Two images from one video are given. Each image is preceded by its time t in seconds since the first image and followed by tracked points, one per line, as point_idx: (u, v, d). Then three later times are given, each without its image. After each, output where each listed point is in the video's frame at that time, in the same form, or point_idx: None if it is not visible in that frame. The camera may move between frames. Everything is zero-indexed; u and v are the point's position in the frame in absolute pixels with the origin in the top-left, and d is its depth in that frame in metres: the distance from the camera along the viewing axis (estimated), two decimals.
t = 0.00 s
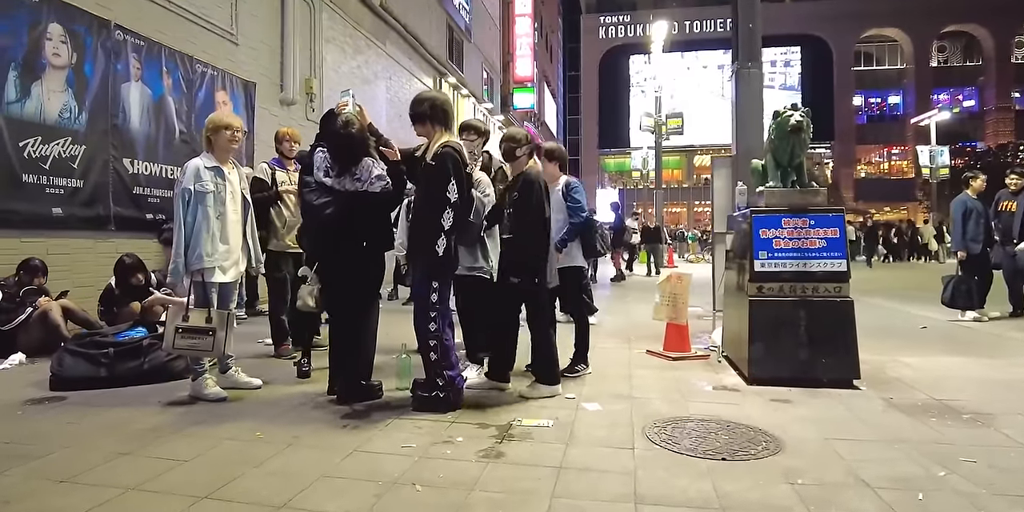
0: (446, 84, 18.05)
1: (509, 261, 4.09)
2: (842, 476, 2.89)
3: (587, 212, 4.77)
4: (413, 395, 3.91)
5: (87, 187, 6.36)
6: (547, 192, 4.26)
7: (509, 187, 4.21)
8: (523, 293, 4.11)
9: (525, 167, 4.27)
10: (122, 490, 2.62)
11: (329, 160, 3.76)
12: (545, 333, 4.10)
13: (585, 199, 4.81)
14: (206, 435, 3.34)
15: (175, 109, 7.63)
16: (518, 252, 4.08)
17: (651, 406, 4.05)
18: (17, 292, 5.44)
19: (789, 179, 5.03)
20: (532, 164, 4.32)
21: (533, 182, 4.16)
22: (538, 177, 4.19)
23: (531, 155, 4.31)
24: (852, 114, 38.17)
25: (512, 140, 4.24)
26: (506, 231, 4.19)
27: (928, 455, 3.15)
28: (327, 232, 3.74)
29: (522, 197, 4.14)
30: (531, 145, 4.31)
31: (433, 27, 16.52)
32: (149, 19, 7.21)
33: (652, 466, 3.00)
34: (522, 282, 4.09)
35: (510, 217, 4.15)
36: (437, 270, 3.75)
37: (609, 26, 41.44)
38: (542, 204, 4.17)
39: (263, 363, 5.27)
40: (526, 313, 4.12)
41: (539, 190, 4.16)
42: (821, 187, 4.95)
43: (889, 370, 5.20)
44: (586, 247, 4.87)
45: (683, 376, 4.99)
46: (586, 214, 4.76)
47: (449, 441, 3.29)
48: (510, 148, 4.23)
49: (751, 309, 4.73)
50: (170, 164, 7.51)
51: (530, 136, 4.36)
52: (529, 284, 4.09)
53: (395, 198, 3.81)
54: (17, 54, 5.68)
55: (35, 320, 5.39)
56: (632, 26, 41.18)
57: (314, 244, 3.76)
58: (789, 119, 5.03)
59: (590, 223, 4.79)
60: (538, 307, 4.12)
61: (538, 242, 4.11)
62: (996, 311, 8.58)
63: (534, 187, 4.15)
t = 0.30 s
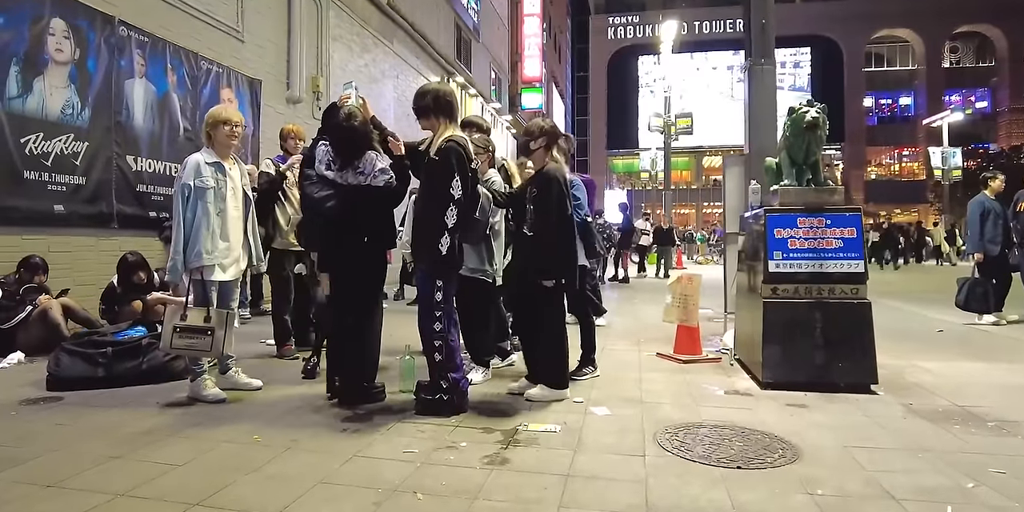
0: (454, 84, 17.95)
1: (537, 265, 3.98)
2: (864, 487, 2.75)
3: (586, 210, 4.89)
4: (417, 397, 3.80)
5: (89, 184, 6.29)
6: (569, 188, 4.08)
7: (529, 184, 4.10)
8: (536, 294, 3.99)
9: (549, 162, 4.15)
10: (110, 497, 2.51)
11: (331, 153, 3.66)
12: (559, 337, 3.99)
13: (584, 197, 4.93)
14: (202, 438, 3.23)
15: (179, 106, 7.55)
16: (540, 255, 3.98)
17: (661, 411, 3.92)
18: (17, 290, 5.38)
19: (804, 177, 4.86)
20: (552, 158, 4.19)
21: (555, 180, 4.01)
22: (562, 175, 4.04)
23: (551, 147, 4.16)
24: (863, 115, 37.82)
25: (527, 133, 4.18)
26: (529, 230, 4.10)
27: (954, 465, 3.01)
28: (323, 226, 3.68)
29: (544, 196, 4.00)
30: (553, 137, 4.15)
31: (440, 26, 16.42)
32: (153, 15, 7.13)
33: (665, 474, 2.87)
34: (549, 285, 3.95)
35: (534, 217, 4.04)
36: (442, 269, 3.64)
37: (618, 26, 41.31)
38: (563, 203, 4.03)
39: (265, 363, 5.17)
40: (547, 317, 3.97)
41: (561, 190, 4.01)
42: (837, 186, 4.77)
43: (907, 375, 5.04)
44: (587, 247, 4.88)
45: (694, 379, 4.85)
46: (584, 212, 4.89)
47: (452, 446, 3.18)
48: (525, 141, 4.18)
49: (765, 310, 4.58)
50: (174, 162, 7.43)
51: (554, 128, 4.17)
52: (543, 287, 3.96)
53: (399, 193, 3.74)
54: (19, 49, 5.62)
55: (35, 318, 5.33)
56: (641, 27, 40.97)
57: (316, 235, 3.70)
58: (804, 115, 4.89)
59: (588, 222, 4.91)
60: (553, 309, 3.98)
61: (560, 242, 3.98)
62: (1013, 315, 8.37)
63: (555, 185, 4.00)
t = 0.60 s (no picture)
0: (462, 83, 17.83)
1: (545, 266, 3.82)
2: (893, 506, 2.60)
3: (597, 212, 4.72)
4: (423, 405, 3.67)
5: (92, 183, 6.20)
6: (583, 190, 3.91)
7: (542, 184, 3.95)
8: (549, 296, 3.85)
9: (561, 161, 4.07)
10: None
11: (332, 151, 3.53)
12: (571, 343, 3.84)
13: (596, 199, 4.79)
14: (198, 448, 3.12)
15: (184, 104, 7.46)
16: (547, 256, 3.84)
17: (677, 420, 3.77)
18: (18, 291, 5.31)
19: (823, 178, 4.71)
20: (565, 157, 4.06)
21: (567, 180, 3.85)
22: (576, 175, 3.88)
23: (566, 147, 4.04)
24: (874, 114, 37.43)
25: (542, 132, 4.05)
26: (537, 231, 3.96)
27: (988, 482, 2.85)
28: (318, 224, 3.49)
29: (554, 197, 3.84)
30: (568, 136, 4.01)
31: (448, 25, 16.29)
32: (157, 11, 7.03)
33: (681, 489, 2.73)
34: (549, 287, 3.82)
35: (545, 218, 3.88)
36: (450, 270, 3.50)
37: (626, 25, 41.10)
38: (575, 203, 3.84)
39: (268, 367, 5.05)
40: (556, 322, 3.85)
41: (573, 190, 3.83)
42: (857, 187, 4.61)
43: (929, 382, 4.87)
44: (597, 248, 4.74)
45: (709, 386, 4.70)
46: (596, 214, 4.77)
47: (459, 458, 3.05)
48: (540, 140, 4.05)
49: (783, 315, 4.42)
50: (178, 161, 7.34)
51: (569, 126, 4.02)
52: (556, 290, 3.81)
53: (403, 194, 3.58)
54: (20, 46, 5.54)
55: (36, 320, 5.23)
56: (650, 26, 40.72)
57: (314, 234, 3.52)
58: (824, 113, 4.73)
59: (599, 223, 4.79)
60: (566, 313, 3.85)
61: (571, 242, 3.84)
62: None
63: (567, 185, 3.83)
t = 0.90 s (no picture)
0: (469, 83, 17.75)
1: (544, 267, 3.74)
2: None
3: (604, 212, 4.67)
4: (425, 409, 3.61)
5: (95, 183, 6.17)
6: (579, 189, 3.81)
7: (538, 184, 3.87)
8: (554, 297, 3.77)
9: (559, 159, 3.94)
10: None
11: (325, 149, 3.41)
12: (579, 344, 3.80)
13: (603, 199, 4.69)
14: (196, 453, 3.06)
15: (188, 104, 7.42)
16: (546, 257, 3.76)
17: (685, 426, 3.68)
18: (20, 292, 5.29)
19: (835, 177, 4.61)
20: (562, 157, 3.98)
21: (562, 177, 3.76)
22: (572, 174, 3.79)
23: (562, 147, 3.97)
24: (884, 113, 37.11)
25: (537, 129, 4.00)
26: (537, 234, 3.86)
27: (1009, 491, 2.75)
28: (312, 223, 3.41)
29: (550, 198, 3.75)
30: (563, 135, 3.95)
31: (454, 24, 16.21)
32: (161, 10, 6.99)
33: (690, 498, 2.65)
34: (551, 289, 3.76)
35: (542, 220, 3.80)
36: (451, 271, 3.43)
37: (633, 25, 40.94)
38: (573, 201, 3.74)
39: (271, 369, 5.00)
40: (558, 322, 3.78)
41: (569, 188, 3.75)
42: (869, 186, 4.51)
43: (944, 386, 4.76)
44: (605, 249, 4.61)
45: (718, 390, 4.61)
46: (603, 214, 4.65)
47: (462, 464, 2.97)
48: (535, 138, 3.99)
49: (793, 317, 4.33)
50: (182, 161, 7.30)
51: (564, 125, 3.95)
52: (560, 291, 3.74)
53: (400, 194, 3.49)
54: (22, 45, 5.50)
55: (38, 321, 5.20)
56: (657, 25, 40.56)
57: (309, 233, 3.44)
58: (836, 111, 4.61)
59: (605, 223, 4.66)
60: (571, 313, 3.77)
61: (569, 243, 3.74)
62: None
63: (561, 184, 3.74)
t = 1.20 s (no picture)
0: (480, 84, 17.64)
1: (532, 267, 3.67)
2: None
3: (610, 213, 4.37)
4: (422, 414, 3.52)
5: (100, 185, 6.16)
6: (559, 185, 3.72)
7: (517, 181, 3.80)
8: (550, 297, 3.66)
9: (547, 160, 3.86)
10: None
11: (309, 145, 3.34)
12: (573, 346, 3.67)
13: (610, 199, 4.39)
14: (186, 458, 3.00)
15: (194, 105, 7.41)
16: (534, 258, 3.67)
17: (691, 431, 3.57)
18: (22, 293, 5.26)
19: (847, 175, 4.47)
20: (545, 156, 3.92)
21: (540, 174, 3.68)
22: (552, 171, 3.71)
23: (545, 145, 3.92)
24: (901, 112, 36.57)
25: (520, 131, 3.95)
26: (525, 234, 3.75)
27: None
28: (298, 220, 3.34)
29: (529, 197, 3.69)
30: (546, 134, 3.89)
31: (464, 25, 16.14)
32: (167, 11, 6.99)
33: (691, 509, 2.54)
34: (539, 290, 3.69)
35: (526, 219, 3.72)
36: (451, 269, 3.35)
37: (646, 25, 40.67)
38: (556, 198, 3.69)
39: (272, 370, 4.94)
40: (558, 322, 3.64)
41: (550, 184, 3.68)
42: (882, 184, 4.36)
43: (962, 391, 4.60)
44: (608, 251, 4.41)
45: (726, 394, 4.49)
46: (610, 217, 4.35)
47: (457, 471, 2.89)
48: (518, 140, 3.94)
49: (805, 319, 4.19)
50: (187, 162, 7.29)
51: (546, 124, 3.92)
52: (550, 292, 3.65)
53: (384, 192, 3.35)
54: (26, 46, 5.49)
55: (40, 323, 5.18)
56: (670, 25, 40.28)
57: (297, 232, 3.36)
58: (848, 106, 4.44)
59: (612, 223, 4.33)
60: (569, 313, 3.65)
61: (556, 241, 3.67)
62: None
63: (540, 180, 3.67)
